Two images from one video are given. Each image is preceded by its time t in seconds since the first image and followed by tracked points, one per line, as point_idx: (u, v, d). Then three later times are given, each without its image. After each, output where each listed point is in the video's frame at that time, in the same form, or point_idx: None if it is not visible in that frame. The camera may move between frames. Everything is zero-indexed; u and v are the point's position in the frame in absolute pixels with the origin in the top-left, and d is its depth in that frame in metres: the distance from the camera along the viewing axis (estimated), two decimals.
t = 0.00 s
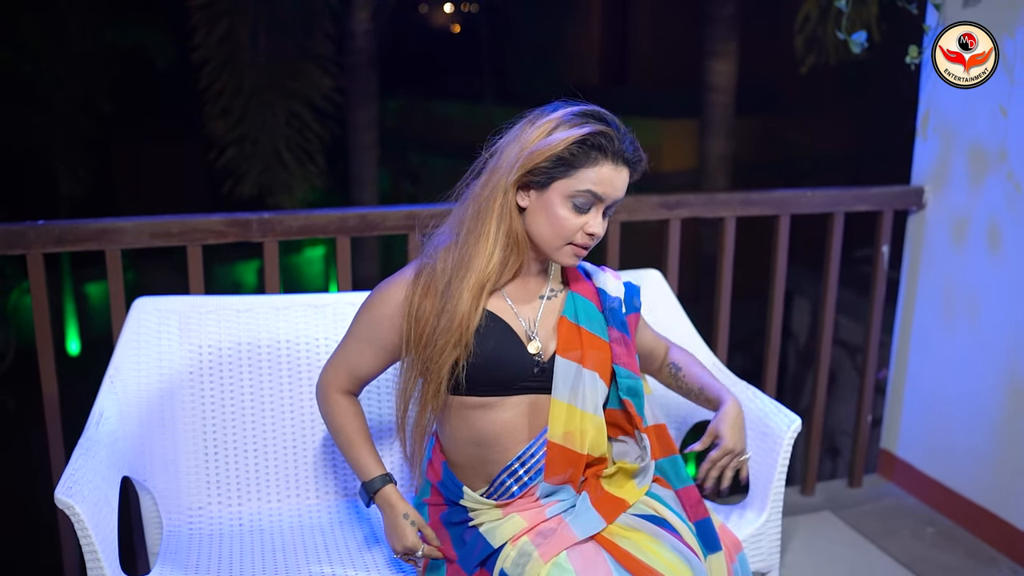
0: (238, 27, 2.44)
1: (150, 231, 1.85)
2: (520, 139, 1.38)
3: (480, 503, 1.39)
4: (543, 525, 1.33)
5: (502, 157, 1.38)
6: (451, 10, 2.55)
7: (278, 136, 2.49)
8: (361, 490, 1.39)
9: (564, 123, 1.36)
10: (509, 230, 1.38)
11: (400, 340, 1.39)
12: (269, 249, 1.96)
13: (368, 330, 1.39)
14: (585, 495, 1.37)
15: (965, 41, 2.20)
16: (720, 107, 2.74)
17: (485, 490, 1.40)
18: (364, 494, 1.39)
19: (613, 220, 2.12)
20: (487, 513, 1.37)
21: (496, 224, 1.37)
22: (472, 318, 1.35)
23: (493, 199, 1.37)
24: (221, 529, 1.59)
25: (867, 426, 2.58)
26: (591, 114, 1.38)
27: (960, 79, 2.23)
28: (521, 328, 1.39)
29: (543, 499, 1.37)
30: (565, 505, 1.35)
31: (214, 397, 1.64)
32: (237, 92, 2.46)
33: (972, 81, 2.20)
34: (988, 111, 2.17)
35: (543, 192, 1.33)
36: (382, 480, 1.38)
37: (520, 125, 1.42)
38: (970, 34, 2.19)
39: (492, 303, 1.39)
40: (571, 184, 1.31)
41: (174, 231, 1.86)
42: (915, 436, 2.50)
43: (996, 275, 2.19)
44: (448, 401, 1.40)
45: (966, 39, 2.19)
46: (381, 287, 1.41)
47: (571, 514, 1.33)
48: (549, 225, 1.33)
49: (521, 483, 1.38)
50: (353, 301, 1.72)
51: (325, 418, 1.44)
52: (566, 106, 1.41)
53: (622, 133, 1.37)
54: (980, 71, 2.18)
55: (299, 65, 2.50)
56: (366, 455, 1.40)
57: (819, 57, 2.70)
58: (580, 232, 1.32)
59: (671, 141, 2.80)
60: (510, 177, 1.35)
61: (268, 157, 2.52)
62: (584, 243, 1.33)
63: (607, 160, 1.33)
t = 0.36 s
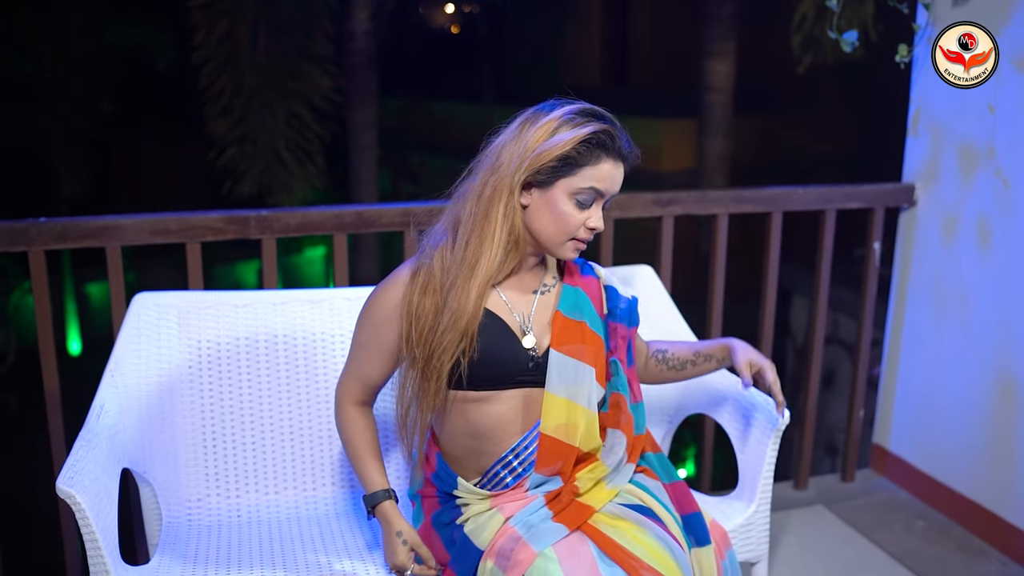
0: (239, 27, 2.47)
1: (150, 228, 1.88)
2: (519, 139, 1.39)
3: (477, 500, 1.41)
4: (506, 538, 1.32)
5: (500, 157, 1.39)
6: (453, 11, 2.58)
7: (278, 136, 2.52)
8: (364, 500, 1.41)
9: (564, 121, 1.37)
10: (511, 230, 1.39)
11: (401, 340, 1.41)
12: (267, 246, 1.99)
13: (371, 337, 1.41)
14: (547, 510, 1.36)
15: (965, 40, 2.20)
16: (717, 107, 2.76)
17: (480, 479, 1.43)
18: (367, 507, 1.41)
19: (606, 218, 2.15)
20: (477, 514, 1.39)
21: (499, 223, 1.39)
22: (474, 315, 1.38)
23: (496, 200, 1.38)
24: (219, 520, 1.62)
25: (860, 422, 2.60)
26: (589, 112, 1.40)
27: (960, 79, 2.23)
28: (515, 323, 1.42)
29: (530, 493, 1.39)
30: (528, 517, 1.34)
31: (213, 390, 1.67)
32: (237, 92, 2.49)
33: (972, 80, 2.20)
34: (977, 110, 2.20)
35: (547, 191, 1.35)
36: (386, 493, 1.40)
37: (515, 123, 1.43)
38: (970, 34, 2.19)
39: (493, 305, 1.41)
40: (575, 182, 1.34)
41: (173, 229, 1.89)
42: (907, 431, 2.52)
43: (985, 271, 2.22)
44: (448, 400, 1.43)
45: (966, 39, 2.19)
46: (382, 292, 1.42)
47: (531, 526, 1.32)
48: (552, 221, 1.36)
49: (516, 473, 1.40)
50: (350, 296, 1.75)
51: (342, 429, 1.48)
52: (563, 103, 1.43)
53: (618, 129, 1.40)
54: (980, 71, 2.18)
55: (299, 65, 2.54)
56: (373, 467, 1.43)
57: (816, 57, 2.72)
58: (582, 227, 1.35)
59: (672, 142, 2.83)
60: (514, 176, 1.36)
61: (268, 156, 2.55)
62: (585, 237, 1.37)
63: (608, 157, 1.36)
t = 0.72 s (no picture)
0: (235, 27, 2.49)
1: (146, 226, 1.91)
2: (513, 138, 1.41)
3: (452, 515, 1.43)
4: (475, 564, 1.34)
5: (494, 156, 1.41)
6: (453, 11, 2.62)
7: (274, 135, 2.55)
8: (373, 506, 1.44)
9: (556, 120, 1.40)
10: (507, 227, 1.42)
11: (399, 339, 1.44)
12: (261, 244, 2.02)
13: (371, 341, 1.44)
14: (505, 525, 1.36)
15: (965, 40, 2.19)
16: (714, 106, 2.80)
17: (472, 468, 1.46)
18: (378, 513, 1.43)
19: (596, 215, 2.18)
20: (452, 528, 1.42)
21: (495, 221, 1.41)
22: (472, 311, 1.41)
23: (493, 199, 1.40)
24: (213, 512, 1.65)
25: (849, 417, 2.63)
26: (581, 110, 1.42)
27: (960, 79, 2.22)
28: (505, 318, 1.44)
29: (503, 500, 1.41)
30: (486, 537, 1.35)
31: (207, 385, 1.70)
32: (234, 93, 2.52)
33: (972, 80, 2.19)
34: (963, 109, 2.23)
35: (544, 189, 1.38)
36: (398, 499, 1.42)
37: (506, 122, 1.45)
38: (970, 34, 2.17)
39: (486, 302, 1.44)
40: (572, 179, 1.37)
41: (169, 227, 1.92)
42: (895, 427, 2.55)
43: (970, 268, 2.25)
44: (444, 396, 1.45)
45: (966, 39, 2.18)
46: (378, 295, 1.45)
47: (491, 549, 1.33)
48: (548, 218, 1.39)
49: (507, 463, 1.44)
50: (342, 292, 1.77)
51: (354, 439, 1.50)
52: (554, 100, 1.45)
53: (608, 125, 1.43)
54: (980, 71, 2.16)
55: (296, 66, 2.55)
56: (383, 473, 1.45)
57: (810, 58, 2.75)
58: (577, 222, 1.39)
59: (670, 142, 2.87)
60: (511, 176, 1.38)
61: (265, 155, 2.58)
62: (579, 232, 1.40)
63: (601, 154, 1.39)
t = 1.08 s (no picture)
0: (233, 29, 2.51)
1: (143, 225, 1.95)
2: (503, 139, 1.43)
3: (436, 527, 1.46)
4: (460, 573, 1.39)
5: (485, 157, 1.44)
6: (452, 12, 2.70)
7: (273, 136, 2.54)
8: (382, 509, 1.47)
9: (545, 120, 1.42)
10: (499, 227, 1.44)
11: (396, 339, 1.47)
12: (256, 243, 2.06)
13: (371, 343, 1.47)
14: (483, 532, 1.40)
15: (965, 40, 2.17)
16: (711, 106, 2.96)
17: (467, 458, 1.49)
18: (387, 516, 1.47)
19: (586, 215, 2.21)
20: (441, 537, 1.46)
21: (488, 221, 1.44)
22: (467, 309, 1.44)
23: (486, 199, 1.43)
24: (208, 506, 1.68)
25: (837, 415, 2.67)
26: (568, 109, 1.45)
27: (960, 79, 2.21)
28: (498, 314, 1.48)
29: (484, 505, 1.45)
30: (467, 545, 1.39)
31: (202, 381, 1.73)
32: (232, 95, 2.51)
33: (973, 80, 2.17)
34: (948, 111, 2.26)
35: (536, 188, 1.41)
36: (407, 503, 1.45)
37: (495, 121, 1.48)
38: (970, 34, 2.16)
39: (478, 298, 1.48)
40: (563, 178, 1.40)
41: (165, 226, 1.95)
42: (883, 424, 2.59)
43: (956, 268, 2.28)
44: (440, 391, 1.48)
45: (966, 39, 2.16)
46: (374, 297, 1.48)
47: (473, 557, 1.37)
48: (540, 216, 1.42)
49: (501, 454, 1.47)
50: (335, 290, 1.81)
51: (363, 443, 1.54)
52: (541, 99, 1.48)
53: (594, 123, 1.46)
54: (980, 71, 2.15)
55: (294, 67, 2.55)
56: (391, 476, 1.48)
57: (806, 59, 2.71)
58: (568, 218, 1.42)
59: (665, 142, 3.06)
60: (504, 175, 1.41)
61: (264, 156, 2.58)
62: (570, 227, 1.44)
63: (590, 152, 1.42)
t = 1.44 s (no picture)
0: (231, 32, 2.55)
1: (140, 224, 1.99)
2: (490, 136, 1.47)
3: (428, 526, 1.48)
4: None
5: (473, 155, 1.48)
6: (453, 12, 2.81)
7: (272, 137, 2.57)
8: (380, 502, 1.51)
9: (530, 117, 1.46)
10: (489, 223, 1.49)
11: (392, 334, 1.50)
12: (251, 241, 2.10)
13: (369, 340, 1.51)
14: (467, 539, 1.40)
15: (966, 40, 2.16)
16: (706, 106, 2.95)
17: (460, 448, 1.52)
18: (384, 510, 1.51)
19: (575, 213, 2.25)
20: (428, 537, 1.47)
21: (478, 217, 1.48)
22: (459, 304, 1.47)
23: (475, 195, 1.47)
24: (204, 497, 1.72)
25: (826, 410, 2.71)
26: (552, 105, 1.49)
27: (960, 79, 2.19)
28: (491, 307, 1.51)
29: (469, 505, 1.46)
30: (453, 553, 1.40)
31: (198, 375, 1.78)
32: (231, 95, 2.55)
33: (972, 80, 2.16)
34: (931, 109, 2.30)
35: (523, 183, 1.45)
36: (403, 497, 1.49)
37: (482, 120, 1.51)
38: (970, 34, 2.15)
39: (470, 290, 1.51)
40: (549, 172, 1.43)
41: (162, 224, 1.99)
42: (870, 420, 2.63)
43: (941, 264, 2.32)
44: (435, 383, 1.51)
45: (966, 39, 2.15)
46: (370, 294, 1.52)
47: (461, 565, 1.38)
48: (528, 210, 1.46)
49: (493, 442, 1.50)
50: (328, 286, 1.85)
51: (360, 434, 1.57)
52: (524, 95, 1.51)
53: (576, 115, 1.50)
54: (980, 71, 2.13)
55: (292, 68, 2.58)
56: (389, 470, 1.52)
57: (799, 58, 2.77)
58: (556, 211, 1.46)
59: (663, 143, 3.07)
60: (491, 172, 1.45)
61: (263, 157, 2.60)
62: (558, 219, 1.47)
63: (575, 146, 1.46)
